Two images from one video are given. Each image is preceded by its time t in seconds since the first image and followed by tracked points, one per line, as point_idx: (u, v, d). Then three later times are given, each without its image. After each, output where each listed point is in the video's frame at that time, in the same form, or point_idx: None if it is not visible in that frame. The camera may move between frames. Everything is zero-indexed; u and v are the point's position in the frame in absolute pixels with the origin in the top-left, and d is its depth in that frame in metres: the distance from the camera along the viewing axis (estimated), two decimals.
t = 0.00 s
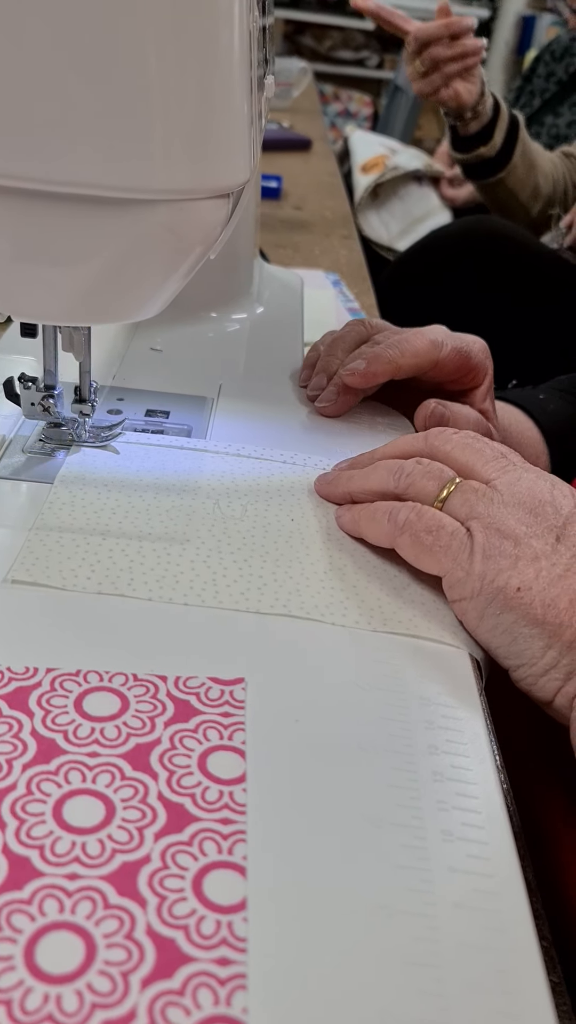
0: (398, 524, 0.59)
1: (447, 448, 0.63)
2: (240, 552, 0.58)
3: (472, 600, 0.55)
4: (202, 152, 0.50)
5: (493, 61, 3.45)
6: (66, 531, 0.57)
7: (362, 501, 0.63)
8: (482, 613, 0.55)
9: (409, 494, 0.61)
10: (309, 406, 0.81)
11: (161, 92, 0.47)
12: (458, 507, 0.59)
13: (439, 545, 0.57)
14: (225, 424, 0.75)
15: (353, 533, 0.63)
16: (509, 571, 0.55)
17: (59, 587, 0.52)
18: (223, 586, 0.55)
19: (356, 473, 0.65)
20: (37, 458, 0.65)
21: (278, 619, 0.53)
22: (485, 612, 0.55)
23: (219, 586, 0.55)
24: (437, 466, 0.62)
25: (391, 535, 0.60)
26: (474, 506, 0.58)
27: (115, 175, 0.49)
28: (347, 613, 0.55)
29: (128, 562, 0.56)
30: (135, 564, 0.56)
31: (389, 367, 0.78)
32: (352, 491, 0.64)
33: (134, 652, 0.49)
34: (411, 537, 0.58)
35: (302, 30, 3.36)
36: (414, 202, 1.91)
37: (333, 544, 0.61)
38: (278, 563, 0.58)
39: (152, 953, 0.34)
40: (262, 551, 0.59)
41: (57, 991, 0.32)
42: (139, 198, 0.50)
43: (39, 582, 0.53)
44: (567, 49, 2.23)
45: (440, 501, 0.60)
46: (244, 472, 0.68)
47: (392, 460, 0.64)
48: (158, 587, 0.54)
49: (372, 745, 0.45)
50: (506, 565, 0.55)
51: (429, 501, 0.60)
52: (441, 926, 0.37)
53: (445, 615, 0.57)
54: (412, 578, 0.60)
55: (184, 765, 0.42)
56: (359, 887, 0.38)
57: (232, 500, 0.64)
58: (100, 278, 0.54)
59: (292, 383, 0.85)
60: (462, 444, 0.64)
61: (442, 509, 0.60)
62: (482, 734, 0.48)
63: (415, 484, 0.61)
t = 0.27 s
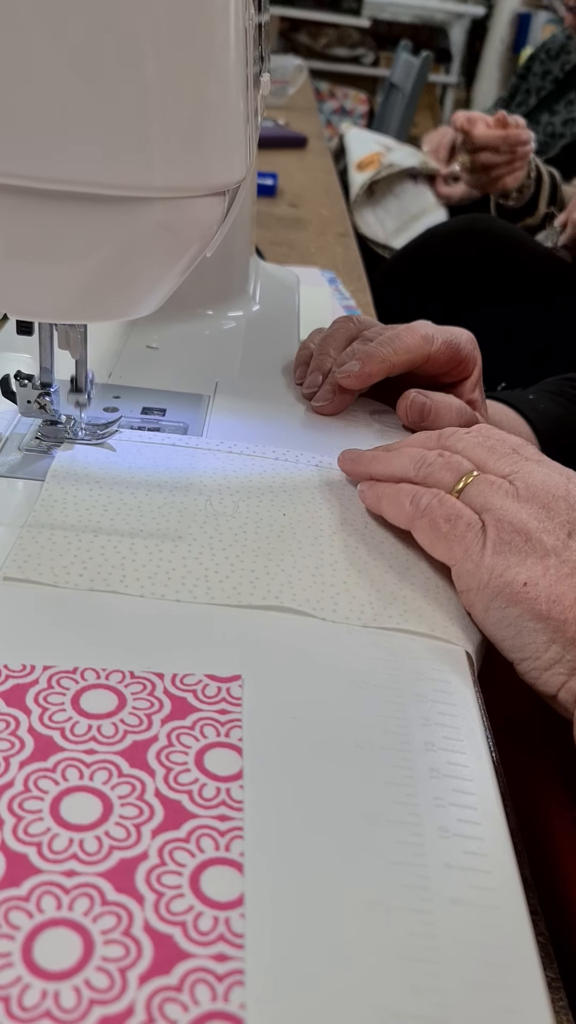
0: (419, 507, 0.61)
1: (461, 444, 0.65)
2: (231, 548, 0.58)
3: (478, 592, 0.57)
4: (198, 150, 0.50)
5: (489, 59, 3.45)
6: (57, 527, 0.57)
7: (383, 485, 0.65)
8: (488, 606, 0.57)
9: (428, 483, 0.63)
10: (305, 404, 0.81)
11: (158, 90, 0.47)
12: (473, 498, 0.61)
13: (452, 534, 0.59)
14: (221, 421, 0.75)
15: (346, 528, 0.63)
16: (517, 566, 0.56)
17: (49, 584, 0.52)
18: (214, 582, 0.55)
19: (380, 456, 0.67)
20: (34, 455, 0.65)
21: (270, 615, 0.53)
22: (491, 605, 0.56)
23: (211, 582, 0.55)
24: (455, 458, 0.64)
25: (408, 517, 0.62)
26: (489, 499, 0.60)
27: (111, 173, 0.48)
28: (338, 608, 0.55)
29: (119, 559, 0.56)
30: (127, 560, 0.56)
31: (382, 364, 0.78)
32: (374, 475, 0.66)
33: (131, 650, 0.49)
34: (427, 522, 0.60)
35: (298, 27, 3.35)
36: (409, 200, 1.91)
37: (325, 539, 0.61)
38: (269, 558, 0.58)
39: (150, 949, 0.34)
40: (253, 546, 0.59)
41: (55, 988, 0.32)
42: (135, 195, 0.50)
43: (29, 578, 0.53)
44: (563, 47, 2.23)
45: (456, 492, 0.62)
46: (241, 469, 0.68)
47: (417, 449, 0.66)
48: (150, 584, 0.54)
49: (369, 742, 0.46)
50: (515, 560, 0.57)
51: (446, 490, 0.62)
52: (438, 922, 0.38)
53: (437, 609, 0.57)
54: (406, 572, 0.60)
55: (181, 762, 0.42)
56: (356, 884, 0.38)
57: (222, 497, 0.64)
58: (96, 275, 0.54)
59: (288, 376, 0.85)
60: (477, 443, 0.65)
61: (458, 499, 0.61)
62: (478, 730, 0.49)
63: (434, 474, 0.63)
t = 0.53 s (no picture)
0: (436, 491, 0.62)
1: (473, 435, 0.67)
2: (222, 544, 0.58)
3: (500, 570, 0.58)
4: (195, 146, 0.50)
5: (487, 55, 3.45)
6: (46, 524, 0.57)
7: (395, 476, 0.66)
8: (511, 583, 0.58)
9: (444, 468, 0.65)
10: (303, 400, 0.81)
11: (154, 85, 0.47)
12: (491, 481, 0.62)
13: (473, 514, 0.59)
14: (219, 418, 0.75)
15: (338, 522, 0.63)
16: (539, 543, 0.57)
17: (39, 581, 0.52)
18: (205, 577, 0.55)
19: (393, 450, 0.68)
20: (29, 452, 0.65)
21: (262, 610, 0.53)
22: (513, 582, 0.58)
23: (201, 578, 0.55)
24: (470, 443, 0.65)
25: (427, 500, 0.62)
26: (507, 480, 0.62)
27: (105, 168, 0.48)
28: (329, 603, 0.55)
29: (110, 556, 0.55)
30: (118, 557, 0.55)
31: (382, 363, 0.78)
32: (385, 467, 0.67)
33: (128, 647, 0.49)
34: (446, 505, 0.61)
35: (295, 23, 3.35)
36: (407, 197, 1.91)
37: (316, 533, 0.61)
38: (260, 553, 0.58)
39: (146, 947, 0.34)
40: (245, 542, 0.59)
41: (50, 986, 0.32)
42: (129, 191, 0.50)
43: (18, 574, 0.52)
44: (560, 42, 2.23)
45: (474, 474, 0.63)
46: (236, 465, 0.67)
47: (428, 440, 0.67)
48: (141, 580, 0.54)
49: (365, 739, 0.45)
50: (538, 537, 0.58)
51: (464, 473, 0.63)
52: (434, 920, 0.38)
53: (429, 603, 0.57)
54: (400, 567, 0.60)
55: (177, 759, 0.42)
56: (353, 879, 0.38)
57: (215, 493, 0.64)
58: (92, 271, 0.54)
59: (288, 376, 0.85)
60: (487, 429, 0.67)
61: (476, 481, 0.63)
62: (474, 726, 0.49)
63: (450, 458, 0.64)
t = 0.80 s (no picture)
0: (441, 490, 0.61)
1: (477, 434, 0.67)
2: (212, 541, 0.58)
3: (507, 568, 0.58)
4: (193, 144, 0.50)
5: (485, 53, 3.45)
6: (36, 521, 0.57)
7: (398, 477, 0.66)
8: (518, 581, 0.58)
9: (447, 468, 0.64)
10: (301, 399, 0.81)
11: (150, 82, 0.47)
12: (495, 479, 0.62)
13: (479, 512, 0.59)
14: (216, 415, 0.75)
15: (329, 520, 0.63)
16: (546, 541, 0.58)
17: (27, 579, 0.52)
18: (194, 575, 0.55)
19: (393, 453, 0.67)
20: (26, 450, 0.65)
21: (249, 607, 0.53)
22: (521, 580, 0.58)
23: (191, 576, 0.55)
24: (474, 443, 0.66)
25: (433, 500, 0.62)
26: (512, 479, 0.62)
27: (102, 165, 0.48)
28: (318, 600, 0.55)
29: (99, 554, 0.55)
30: (107, 555, 0.55)
31: (380, 362, 0.78)
32: (388, 468, 0.67)
33: (125, 645, 0.49)
34: (452, 503, 0.61)
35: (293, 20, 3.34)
36: (405, 194, 1.91)
37: (306, 531, 0.61)
38: (250, 550, 0.58)
39: (142, 946, 0.34)
40: (235, 538, 0.59)
41: (46, 985, 0.32)
42: (125, 187, 0.50)
43: (7, 572, 0.52)
44: (559, 41, 2.22)
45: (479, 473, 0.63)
46: (231, 464, 0.67)
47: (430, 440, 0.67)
48: (128, 578, 0.54)
49: (363, 737, 0.45)
50: (546, 535, 0.58)
51: (468, 473, 0.63)
52: (433, 919, 0.37)
53: (419, 601, 0.57)
54: (393, 563, 0.60)
55: (174, 758, 0.42)
56: (351, 877, 0.38)
57: (205, 490, 0.63)
58: (88, 269, 0.54)
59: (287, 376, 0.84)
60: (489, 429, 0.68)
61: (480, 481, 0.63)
62: (472, 724, 0.49)
63: (454, 459, 0.64)
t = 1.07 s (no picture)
0: (448, 487, 0.61)
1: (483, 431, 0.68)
2: (199, 538, 0.58)
3: (516, 560, 0.59)
4: (193, 143, 0.50)
5: (481, 52, 3.45)
6: (22, 519, 0.57)
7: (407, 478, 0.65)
8: (526, 572, 0.59)
9: (455, 468, 0.64)
10: (299, 398, 0.81)
11: (150, 82, 0.47)
12: (504, 474, 0.63)
13: (488, 506, 0.60)
14: (214, 414, 0.75)
15: (316, 516, 0.63)
16: (556, 533, 0.58)
17: (14, 577, 0.52)
18: (181, 571, 0.55)
19: (400, 456, 0.67)
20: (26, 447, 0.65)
21: (231, 603, 0.53)
22: (530, 572, 0.58)
23: (177, 572, 0.55)
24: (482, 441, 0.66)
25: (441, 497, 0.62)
26: (521, 472, 0.62)
27: (102, 165, 0.48)
28: (303, 597, 0.55)
29: (86, 551, 0.55)
30: (93, 552, 0.55)
31: (378, 362, 0.78)
32: (396, 470, 0.66)
33: (124, 644, 0.49)
34: (460, 498, 0.61)
35: (289, 19, 3.34)
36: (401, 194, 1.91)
37: (293, 527, 0.61)
38: (236, 546, 0.58)
39: (143, 942, 0.34)
40: (220, 534, 0.59)
41: (48, 981, 0.32)
42: (124, 187, 0.50)
43: None
44: (555, 40, 2.23)
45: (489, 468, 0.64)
46: (221, 461, 0.67)
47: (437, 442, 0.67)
48: (116, 575, 0.54)
49: (361, 734, 0.46)
50: (555, 527, 0.58)
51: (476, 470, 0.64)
52: (432, 915, 0.38)
53: (403, 595, 0.57)
54: (379, 559, 0.60)
55: (174, 756, 0.42)
56: (350, 872, 0.39)
57: (192, 488, 0.63)
58: (87, 268, 0.54)
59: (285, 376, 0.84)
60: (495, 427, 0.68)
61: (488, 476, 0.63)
62: (470, 721, 0.49)
63: (462, 457, 0.64)
